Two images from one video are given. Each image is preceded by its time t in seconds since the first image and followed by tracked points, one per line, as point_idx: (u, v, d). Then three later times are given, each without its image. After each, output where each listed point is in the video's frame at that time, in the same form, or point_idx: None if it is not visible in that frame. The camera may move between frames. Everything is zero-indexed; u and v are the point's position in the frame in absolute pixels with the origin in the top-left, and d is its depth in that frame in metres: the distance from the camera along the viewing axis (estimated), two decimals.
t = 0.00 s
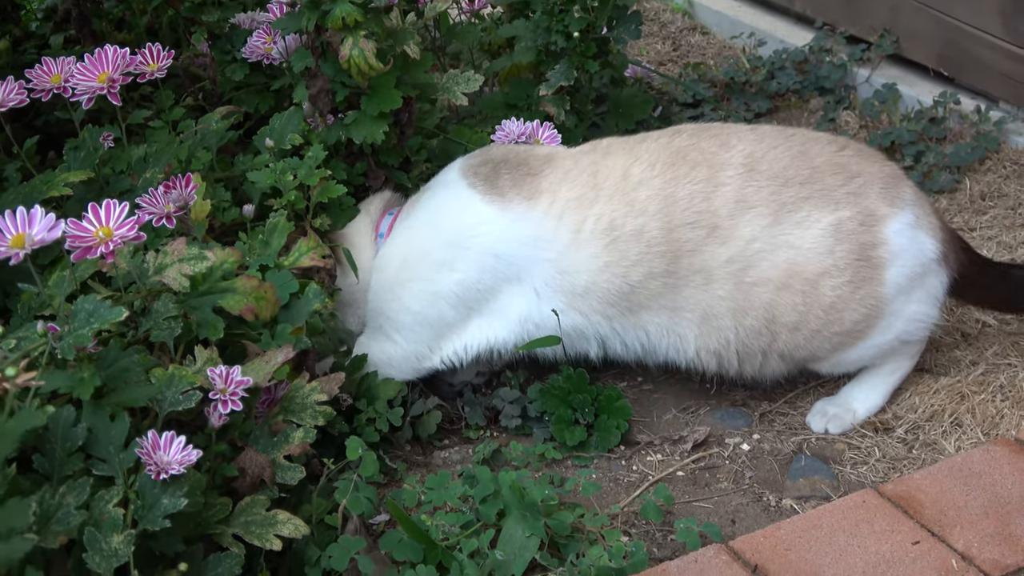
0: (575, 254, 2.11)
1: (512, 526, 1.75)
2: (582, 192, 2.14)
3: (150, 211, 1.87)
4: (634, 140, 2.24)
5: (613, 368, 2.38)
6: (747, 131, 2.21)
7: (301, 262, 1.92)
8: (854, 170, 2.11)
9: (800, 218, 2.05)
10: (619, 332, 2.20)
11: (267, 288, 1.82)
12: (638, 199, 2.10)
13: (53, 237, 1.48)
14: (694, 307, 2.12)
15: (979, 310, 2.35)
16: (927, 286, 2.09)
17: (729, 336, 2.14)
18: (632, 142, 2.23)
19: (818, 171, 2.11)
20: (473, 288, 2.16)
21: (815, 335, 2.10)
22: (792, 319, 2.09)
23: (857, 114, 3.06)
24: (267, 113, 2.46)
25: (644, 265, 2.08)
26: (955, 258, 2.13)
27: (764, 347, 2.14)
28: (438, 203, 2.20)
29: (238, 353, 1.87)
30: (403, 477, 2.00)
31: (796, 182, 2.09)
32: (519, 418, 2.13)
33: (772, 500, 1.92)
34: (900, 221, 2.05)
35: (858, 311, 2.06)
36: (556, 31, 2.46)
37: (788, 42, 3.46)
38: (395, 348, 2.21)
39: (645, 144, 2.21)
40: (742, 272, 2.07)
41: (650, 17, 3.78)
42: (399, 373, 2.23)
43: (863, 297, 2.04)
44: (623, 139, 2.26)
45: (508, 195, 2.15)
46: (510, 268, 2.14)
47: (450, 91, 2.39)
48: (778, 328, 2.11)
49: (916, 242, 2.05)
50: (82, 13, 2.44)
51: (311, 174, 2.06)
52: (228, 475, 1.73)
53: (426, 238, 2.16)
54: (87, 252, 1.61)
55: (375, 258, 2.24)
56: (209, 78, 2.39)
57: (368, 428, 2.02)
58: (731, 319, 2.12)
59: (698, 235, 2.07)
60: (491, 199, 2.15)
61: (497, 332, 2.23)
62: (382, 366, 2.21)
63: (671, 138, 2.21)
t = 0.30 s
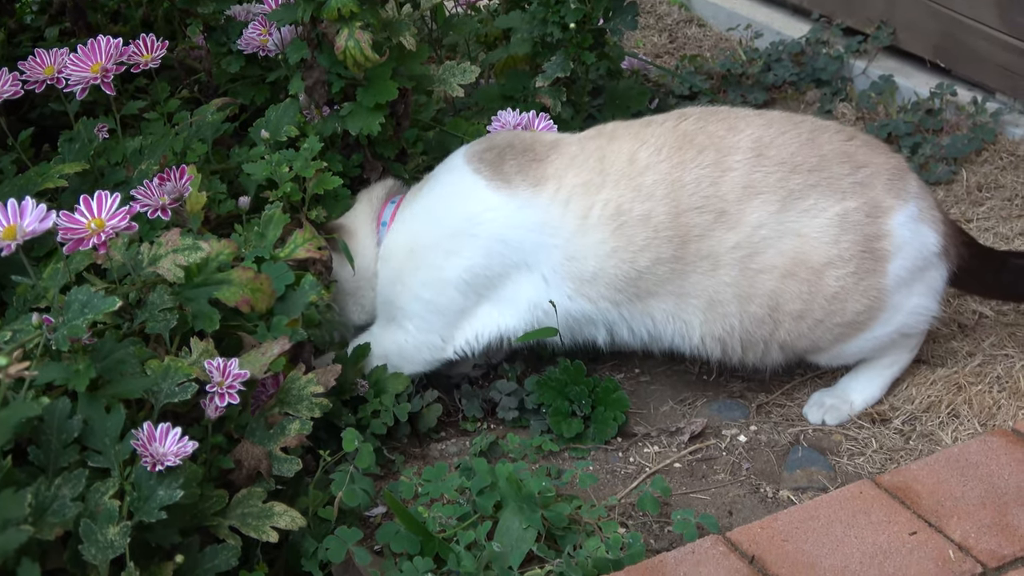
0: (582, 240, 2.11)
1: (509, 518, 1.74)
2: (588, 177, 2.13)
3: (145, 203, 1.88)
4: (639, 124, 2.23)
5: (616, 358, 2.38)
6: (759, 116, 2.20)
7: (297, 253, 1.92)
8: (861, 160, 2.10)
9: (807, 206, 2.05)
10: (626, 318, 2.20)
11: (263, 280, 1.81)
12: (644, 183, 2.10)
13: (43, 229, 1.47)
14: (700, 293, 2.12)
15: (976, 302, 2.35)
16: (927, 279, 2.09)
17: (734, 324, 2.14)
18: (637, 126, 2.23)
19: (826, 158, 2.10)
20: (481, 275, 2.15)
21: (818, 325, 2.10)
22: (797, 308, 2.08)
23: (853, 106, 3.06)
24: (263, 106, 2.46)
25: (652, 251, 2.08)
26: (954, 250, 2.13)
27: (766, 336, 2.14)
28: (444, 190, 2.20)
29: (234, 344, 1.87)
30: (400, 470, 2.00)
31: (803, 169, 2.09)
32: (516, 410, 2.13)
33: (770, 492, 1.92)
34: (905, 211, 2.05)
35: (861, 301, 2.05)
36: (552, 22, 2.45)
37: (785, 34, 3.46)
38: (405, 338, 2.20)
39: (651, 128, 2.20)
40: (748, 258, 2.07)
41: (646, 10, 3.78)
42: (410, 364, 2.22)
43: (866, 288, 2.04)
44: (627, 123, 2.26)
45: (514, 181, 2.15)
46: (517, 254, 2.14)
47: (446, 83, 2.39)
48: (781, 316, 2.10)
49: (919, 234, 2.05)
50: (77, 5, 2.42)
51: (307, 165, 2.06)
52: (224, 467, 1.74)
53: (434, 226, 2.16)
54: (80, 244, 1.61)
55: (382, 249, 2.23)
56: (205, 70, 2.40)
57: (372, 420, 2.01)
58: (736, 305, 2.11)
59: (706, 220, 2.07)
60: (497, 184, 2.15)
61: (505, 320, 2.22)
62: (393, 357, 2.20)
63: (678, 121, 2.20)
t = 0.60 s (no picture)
0: (577, 234, 2.12)
1: (509, 513, 1.75)
2: (583, 172, 2.14)
3: (145, 199, 1.88)
4: (635, 121, 2.24)
5: (613, 353, 2.39)
6: (755, 114, 2.20)
7: (296, 249, 1.93)
8: (856, 155, 2.11)
9: (802, 202, 2.06)
10: (622, 313, 2.20)
11: (263, 276, 1.82)
12: (639, 179, 2.11)
13: (50, 225, 1.48)
14: (695, 289, 2.13)
15: (974, 297, 2.35)
16: (924, 274, 2.09)
17: (730, 319, 2.14)
18: (633, 122, 2.23)
19: (821, 154, 2.11)
20: (477, 267, 2.16)
21: (815, 321, 2.10)
22: (793, 303, 2.09)
23: (851, 102, 3.07)
24: (261, 102, 2.46)
25: (647, 246, 2.09)
26: (950, 245, 2.13)
27: (763, 331, 2.14)
28: (439, 183, 2.21)
29: (234, 340, 1.88)
30: (399, 465, 2.00)
31: (798, 165, 2.09)
32: (515, 405, 2.14)
33: (769, 486, 1.92)
34: (900, 207, 2.05)
35: (858, 296, 2.06)
36: (550, 18, 2.45)
37: (783, 30, 3.46)
38: (403, 331, 2.20)
39: (647, 124, 2.21)
40: (743, 254, 2.07)
41: (644, 6, 3.78)
42: (408, 357, 2.22)
43: (862, 283, 2.05)
44: (623, 119, 2.26)
45: (508, 173, 2.16)
46: (512, 246, 2.14)
47: (444, 79, 2.39)
48: (778, 312, 2.11)
49: (915, 229, 2.05)
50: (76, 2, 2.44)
51: (306, 162, 2.06)
52: (224, 462, 1.74)
53: (430, 218, 2.17)
54: (82, 241, 1.61)
55: (379, 243, 2.23)
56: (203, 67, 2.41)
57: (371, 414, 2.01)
58: (732, 301, 2.12)
59: (700, 215, 2.07)
60: (492, 177, 2.16)
61: (501, 313, 2.23)
62: (391, 350, 2.20)
63: (674, 118, 2.21)
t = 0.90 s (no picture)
0: (574, 233, 2.12)
1: (509, 510, 1.76)
2: (580, 172, 2.15)
3: (145, 198, 1.89)
4: (632, 122, 2.24)
5: (610, 351, 2.39)
6: (752, 114, 2.20)
7: (296, 248, 1.93)
8: (854, 154, 2.11)
9: (799, 202, 2.06)
10: (619, 313, 2.21)
11: (262, 275, 1.82)
12: (636, 179, 2.11)
13: (47, 225, 1.48)
14: (693, 289, 2.13)
15: (972, 293, 2.36)
16: (922, 271, 2.09)
17: (728, 318, 2.15)
18: (630, 123, 2.23)
19: (818, 153, 2.11)
20: (476, 266, 2.16)
21: (813, 320, 2.11)
22: (790, 303, 2.09)
23: (849, 99, 3.07)
24: (260, 101, 2.46)
25: (644, 247, 2.09)
26: (948, 242, 2.13)
27: (762, 330, 2.15)
28: (436, 182, 2.21)
29: (234, 339, 1.88)
30: (399, 463, 2.00)
31: (794, 165, 2.09)
32: (515, 403, 2.14)
33: (768, 483, 1.93)
34: (898, 205, 2.05)
35: (856, 295, 2.06)
36: (548, 16, 2.45)
37: (780, 27, 3.46)
38: (403, 330, 2.21)
39: (644, 125, 2.21)
40: (740, 255, 2.08)
41: (641, 4, 3.78)
42: (408, 356, 2.22)
43: (860, 282, 2.05)
44: (621, 120, 2.27)
45: (505, 172, 2.17)
46: (510, 245, 2.15)
47: (443, 77, 2.40)
48: (776, 312, 2.11)
49: (913, 227, 2.05)
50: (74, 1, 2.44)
51: (305, 161, 2.06)
52: (224, 461, 1.74)
53: (428, 217, 2.17)
54: (81, 240, 1.61)
55: (378, 242, 2.24)
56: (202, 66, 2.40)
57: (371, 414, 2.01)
58: (730, 301, 2.12)
59: (697, 216, 2.08)
60: (488, 176, 2.17)
61: (500, 312, 2.23)
62: (391, 349, 2.20)
63: (671, 118, 2.21)
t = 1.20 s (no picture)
0: (571, 236, 2.13)
1: (507, 511, 1.76)
2: (577, 174, 2.15)
3: (143, 201, 1.89)
4: (628, 123, 2.24)
5: (609, 353, 2.39)
6: (748, 116, 2.20)
7: (293, 250, 1.94)
8: (850, 154, 2.11)
9: (795, 203, 2.06)
10: (617, 315, 2.21)
11: (260, 277, 1.83)
12: (633, 182, 2.11)
13: (45, 228, 1.48)
14: (690, 291, 2.13)
15: (970, 292, 2.36)
16: (919, 270, 2.09)
17: (726, 320, 2.15)
18: (626, 125, 2.23)
19: (814, 154, 2.11)
20: (474, 270, 2.16)
21: (810, 320, 2.11)
22: (787, 304, 2.10)
23: (846, 97, 3.07)
24: (258, 102, 2.46)
25: (641, 249, 2.10)
26: (945, 242, 2.14)
27: (759, 331, 2.15)
28: (433, 186, 2.21)
29: (231, 341, 1.88)
30: (398, 464, 2.01)
31: (790, 166, 2.09)
32: (513, 403, 2.14)
33: (766, 483, 1.93)
34: (894, 205, 2.05)
35: (852, 295, 2.06)
36: (545, 17, 2.45)
37: (778, 26, 3.46)
38: (402, 335, 2.21)
39: (640, 127, 2.21)
40: (736, 257, 2.08)
41: (639, 3, 3.78)
42: (410, 362, 2.22)
43: (857, 282, 2.05)
44: (617, 122, 2.26)
45: (502, 175, 2.17)
46: (507, 248, 2.15)
47: (440, 78, 2.39)
48: (773, 313, 2.12)
49: (909, 227, 2.05)
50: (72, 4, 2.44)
51: (303, 162, 2.06)
52: (222, 463, 1.75)
53: (426, 222, 2.17)
54: (79, 243, 1.61)
55: (377, 248, 2.24)
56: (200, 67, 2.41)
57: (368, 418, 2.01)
58: (727, 303, 2.13)
59: (693, 218, 2.08)
60: (484, 179, 2.17)
61: (499, 315, 2.23)
62: (393, 355, 2.21)
63: (666, 121, 2.21)
